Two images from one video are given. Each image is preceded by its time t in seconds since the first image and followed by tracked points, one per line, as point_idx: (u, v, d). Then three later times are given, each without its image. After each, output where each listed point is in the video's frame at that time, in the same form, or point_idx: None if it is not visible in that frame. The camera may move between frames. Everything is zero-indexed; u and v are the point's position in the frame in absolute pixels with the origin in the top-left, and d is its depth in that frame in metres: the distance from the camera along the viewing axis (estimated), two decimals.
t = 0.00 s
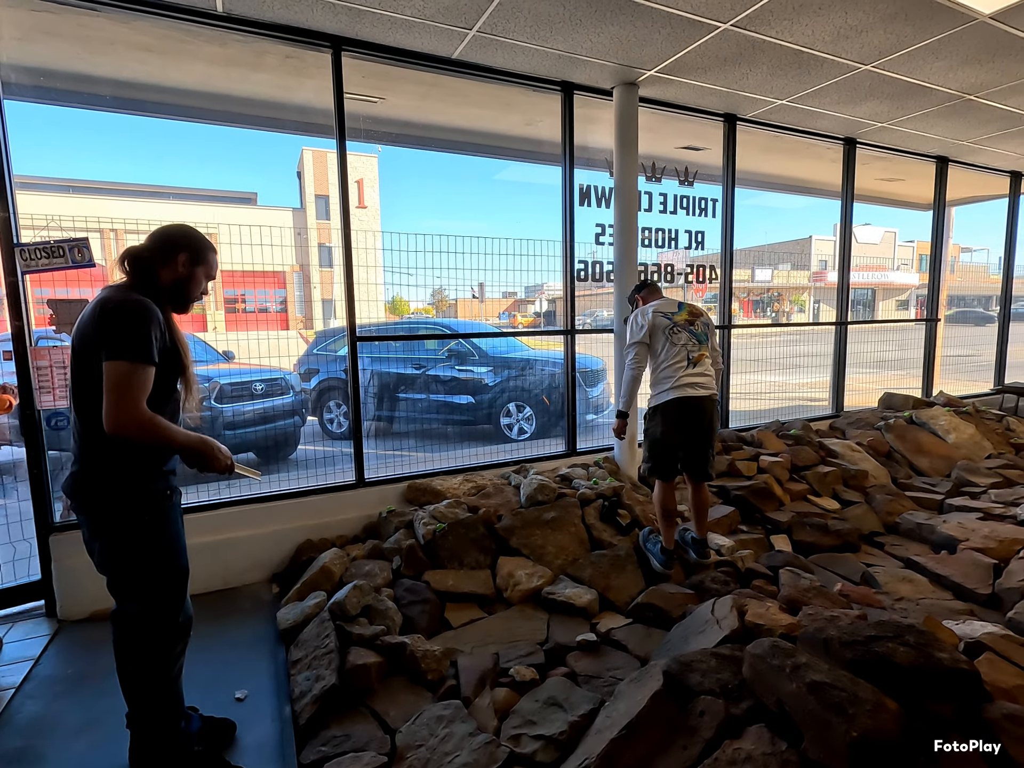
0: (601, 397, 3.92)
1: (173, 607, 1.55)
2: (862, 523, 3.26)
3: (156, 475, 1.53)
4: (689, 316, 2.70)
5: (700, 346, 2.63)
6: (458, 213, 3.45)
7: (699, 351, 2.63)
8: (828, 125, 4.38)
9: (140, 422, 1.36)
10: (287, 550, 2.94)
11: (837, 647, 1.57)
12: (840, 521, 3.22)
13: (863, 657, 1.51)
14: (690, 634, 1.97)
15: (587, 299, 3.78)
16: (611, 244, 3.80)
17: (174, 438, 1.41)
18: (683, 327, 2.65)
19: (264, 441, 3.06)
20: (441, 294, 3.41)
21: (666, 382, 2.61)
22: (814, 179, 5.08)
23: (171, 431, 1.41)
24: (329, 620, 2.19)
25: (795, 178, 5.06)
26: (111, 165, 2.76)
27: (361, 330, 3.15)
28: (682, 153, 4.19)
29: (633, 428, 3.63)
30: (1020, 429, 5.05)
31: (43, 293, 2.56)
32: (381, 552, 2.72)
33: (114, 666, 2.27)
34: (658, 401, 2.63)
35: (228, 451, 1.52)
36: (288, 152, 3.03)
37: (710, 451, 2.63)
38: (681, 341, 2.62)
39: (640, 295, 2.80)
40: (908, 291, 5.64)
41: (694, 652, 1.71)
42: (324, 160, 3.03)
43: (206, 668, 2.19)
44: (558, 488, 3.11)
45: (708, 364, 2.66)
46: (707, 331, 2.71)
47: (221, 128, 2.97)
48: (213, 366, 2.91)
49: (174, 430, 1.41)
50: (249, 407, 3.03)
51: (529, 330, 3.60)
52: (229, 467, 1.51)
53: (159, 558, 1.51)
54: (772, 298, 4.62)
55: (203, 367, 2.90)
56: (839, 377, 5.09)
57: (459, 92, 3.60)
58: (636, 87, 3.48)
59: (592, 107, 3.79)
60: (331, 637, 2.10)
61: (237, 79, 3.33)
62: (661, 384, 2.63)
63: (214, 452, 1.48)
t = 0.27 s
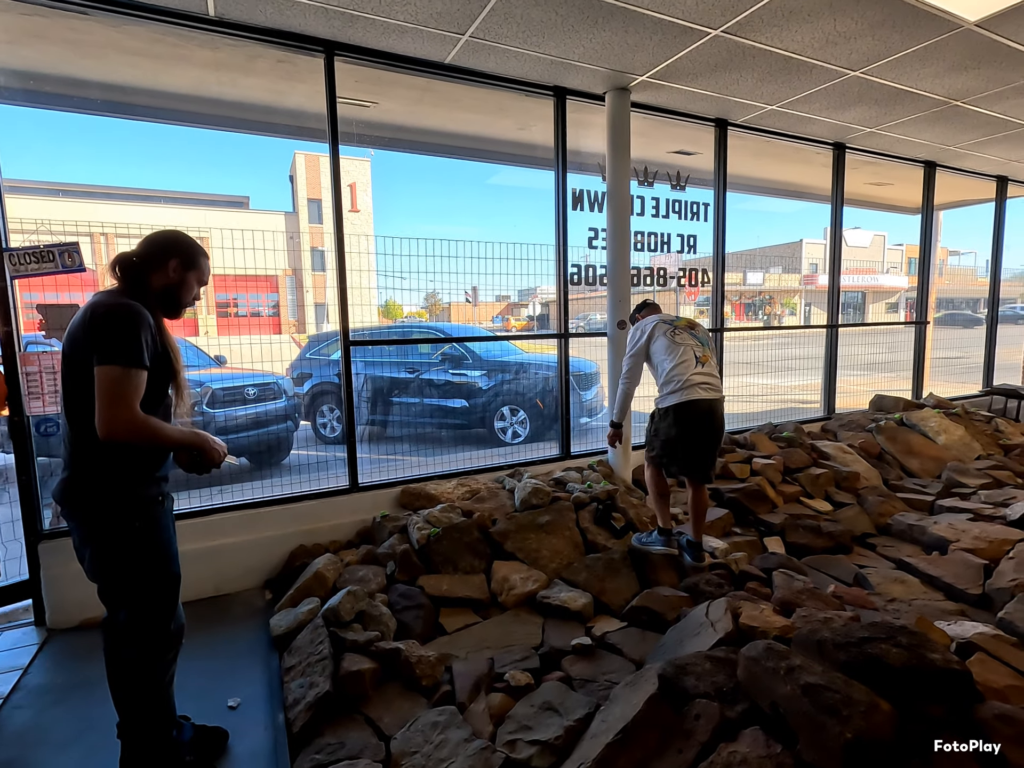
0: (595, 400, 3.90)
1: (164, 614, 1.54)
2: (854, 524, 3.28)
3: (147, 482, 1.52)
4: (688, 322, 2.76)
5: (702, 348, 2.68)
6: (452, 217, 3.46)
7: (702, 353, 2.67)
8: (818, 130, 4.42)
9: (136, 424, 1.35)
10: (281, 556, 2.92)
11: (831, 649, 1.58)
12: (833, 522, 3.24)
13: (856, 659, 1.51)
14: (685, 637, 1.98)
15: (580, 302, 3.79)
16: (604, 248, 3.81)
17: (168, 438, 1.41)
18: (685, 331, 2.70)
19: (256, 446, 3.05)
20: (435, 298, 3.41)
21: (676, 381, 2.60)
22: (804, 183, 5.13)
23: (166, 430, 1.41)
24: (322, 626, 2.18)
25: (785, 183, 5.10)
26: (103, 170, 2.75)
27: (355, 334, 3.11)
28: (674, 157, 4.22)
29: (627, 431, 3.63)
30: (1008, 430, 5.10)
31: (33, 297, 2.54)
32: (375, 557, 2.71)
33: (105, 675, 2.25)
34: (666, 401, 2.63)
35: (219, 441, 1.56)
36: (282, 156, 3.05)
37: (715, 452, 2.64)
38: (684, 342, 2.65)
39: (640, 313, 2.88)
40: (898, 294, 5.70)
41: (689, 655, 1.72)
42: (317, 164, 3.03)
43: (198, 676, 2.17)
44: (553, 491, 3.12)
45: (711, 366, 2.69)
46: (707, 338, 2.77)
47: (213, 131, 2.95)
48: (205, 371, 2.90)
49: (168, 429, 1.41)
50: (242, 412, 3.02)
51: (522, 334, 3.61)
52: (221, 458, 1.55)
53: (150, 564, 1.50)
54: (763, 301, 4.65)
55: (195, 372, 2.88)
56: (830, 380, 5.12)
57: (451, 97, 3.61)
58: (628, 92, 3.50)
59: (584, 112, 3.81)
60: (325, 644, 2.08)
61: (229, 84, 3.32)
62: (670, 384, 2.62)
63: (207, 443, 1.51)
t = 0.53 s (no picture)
0: (590, 402, 3.94)
1: (158, 619, 1.53)
2: (849, 525, 3.30)
3: (142, 486, 1.51)
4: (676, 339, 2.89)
5: (693, 354, 2.75)
6: (448, 219, 3.46)
7: (694, 358, 2.73)
8: (811, 134, 4.45)
9: (122, 423, 1.34)
10: (276, 560, 2.91)
11: (826, 650, 1.59)
12: (828, 523, 3.25)
13: (852, 660, 1.52)
14: (682, 639, 1.98)
15: (575, 305, 3.80)
16: (599, 250, 3.82)
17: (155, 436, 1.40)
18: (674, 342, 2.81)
19: (251, 450, 3.05)
20: (430, 300, 3.41)
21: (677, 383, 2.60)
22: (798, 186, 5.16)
23: (153, 429, 1.39)
24: (318, 630, 2.17)
25: (779, 185, 5.13)
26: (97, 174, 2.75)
27: (351, 336, 3.10)
28: (668, 160, 4.23)
29: (623, 433, 3.64)
30: (1000, 431, 5.14)
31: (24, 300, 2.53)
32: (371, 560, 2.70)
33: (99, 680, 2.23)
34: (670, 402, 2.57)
35: (214, 436, 1.55)
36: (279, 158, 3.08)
37: (715, 457, 2.63)
38: (674, 349, 2.74)
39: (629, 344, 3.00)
40: (891, 296, 5.73)
41: (686, 657, 1.72)
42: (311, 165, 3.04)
43: (193, 681, 2.15)
44: (549, 493, 3.11)
45: (706, 370, 2.72)
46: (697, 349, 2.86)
47: (208, 134, 2.94)
48: (200, 374, 2.90)
49: (156, 429, 1.40)
50: (239, 415, 3.03)
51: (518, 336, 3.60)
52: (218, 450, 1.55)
53: (145, 569, 1.49)
54: (758, 303, 4.67)
55: (189, 375, 2.87)
56: (824, 381, 5.15)
57: (446, 99, 3.61)
58: (622, 95, 3.51)
59: (579, 115, 3.82)
60: (320, 648, 2.07)
61: (224, 86, 3.31)
62: (672, 386, 2.61)
63: (200, 439, 1.50)
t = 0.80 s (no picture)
0: (588, 403, 3.94)
1: (156, 621, 1.52)
2: (847, 524, 3.30)
3: (140, 486, 1.50)
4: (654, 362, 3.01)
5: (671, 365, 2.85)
6: (445, 219, 3.46)
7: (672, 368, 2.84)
8: (808, 134, 4.46)
9: (115, 422, 1.33)
10: (274, 560, 2.90)
11: (825, 649, 1.59)
12: (826, 523, 3.25)
13: (851, 659, 1.52)
14: (680, 639, 1.98)
15: (573, 304, 3.79)
16: (598, 250, 3.82)
17: (151, 435, 1.39)
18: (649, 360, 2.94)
19: (248, 451, 3.04)
20: (427, 301, 3.41)
21: (664, 389, 2.64)
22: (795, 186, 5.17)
23: (148, 428, 1.38)
24: (316, 631, 2.17)
25: (776, 186, 5.14)
26: (94, 174, 2.73)
27: (349, 336, 3.10)
28: (666, 160, 4.24)
29: (622, 433, 3.63)
30: (997, 430, 5.15)
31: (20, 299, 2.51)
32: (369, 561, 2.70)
33: (96, 682, 2.22)
34: (658, 403, 2.58)
35: (215, 432, 1.53)
36: (274, 160, 3.05)
37: (705, 460, 2.58)
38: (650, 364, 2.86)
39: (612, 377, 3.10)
40: (888, 296, 5.74)
41: (684, 657, 1.72)
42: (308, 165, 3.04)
43: (190, 682, 2.14)
44: (547, 494, 3.11)
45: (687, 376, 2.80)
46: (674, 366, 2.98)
47: (205, 133, 2.93)
48: (197, 375, 2.89)
49: (151, 427, 1.39)
50: (236, 416, 3.02)
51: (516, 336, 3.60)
52: (220, 450, 1.53)
53: (144, 570, 1.48)
54: (755, 303, 4.68)
55: (186, 375, 2.86)
56: (822, 381, 5.16)
57: (444, 99, 3.61)
58: (620, 95, 3.51)
59: (576, 115, 3.82)
60: (319, 649, 2.07)
61: (221, 85, 3.30)
62: (659, 391, 2.64)
63: (198, 436, 1.48)
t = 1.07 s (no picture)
0: (586, 402, 3.94)
1: (156, 621, 1.51)
2: (845, 524, 3.31)
3: (139, 486, 1.49)
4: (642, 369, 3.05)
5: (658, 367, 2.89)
6: (444, 219, 3.45)
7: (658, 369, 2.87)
8: (806, 133, 4.46)
9: (116, 423, 1.32)
10: (272, 561, 2.89)
11: (824, 649, 1.59)
12: (824, 522, 3.26)
13: (850, 658, 1.52)
14: (679, 639, 1.98)
15: (572, 304, 3.79)
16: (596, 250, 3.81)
17: (151, 437, 1.39)
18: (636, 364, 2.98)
19: (246, 451, 3.02)
20: (425, 300, 3.40)
21: (652, 389, 2.65)
22: (793, 186, 5.17)
23: (149, 429, 1.38)
24: (314, 631, 2.16)
25: (774, 185, 5.15)
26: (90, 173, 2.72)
27: (348, 337, 3.11)
28: (665, 159, 4.24)
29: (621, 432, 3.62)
30: (994, 429, 5.16)
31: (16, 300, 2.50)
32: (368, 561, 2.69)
33: (93, 683, 2.21)
34: (646, 403, 2.59)
35: (214, 435, 1.53)
36: (269, 160, 3.02)
37: (696, 458, 2.56)
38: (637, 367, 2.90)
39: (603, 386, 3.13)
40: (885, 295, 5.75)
41: (684, 657, 1.72)
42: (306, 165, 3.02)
43: (188, 683, 2.14)
44: (546, 493, 3.11)
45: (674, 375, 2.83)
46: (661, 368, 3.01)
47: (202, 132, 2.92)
48: (194, 374, 2.88)
49: (152, 429, 1.38)
50: (233, 416, 3.00)
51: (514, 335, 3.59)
52: (219, 451, 1.52)
53: (143, 569, 1.47)
54: (753, 303, 4.68)
55: (184, 375, 2.86)
56: (819, 380, 5.16)
57: (441, 98, 3.60)
58: (619, 95, 3.50)
59: (575, 114, 3.82)
60: (317, 650, 2.06)
61: (218, 84, 3.29)
62: (648, 391, 2.65)
63: (196, 439, 1.48)
